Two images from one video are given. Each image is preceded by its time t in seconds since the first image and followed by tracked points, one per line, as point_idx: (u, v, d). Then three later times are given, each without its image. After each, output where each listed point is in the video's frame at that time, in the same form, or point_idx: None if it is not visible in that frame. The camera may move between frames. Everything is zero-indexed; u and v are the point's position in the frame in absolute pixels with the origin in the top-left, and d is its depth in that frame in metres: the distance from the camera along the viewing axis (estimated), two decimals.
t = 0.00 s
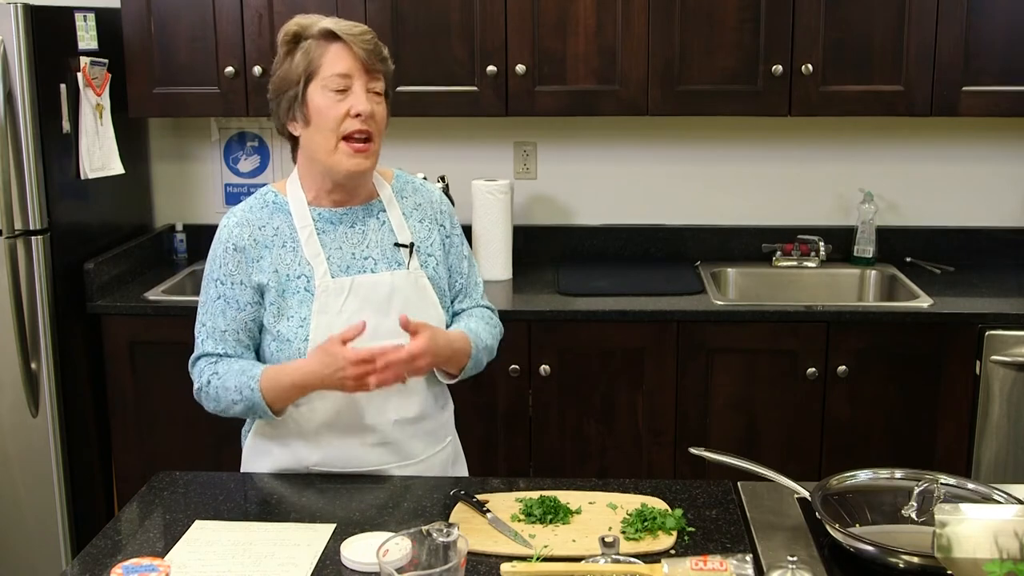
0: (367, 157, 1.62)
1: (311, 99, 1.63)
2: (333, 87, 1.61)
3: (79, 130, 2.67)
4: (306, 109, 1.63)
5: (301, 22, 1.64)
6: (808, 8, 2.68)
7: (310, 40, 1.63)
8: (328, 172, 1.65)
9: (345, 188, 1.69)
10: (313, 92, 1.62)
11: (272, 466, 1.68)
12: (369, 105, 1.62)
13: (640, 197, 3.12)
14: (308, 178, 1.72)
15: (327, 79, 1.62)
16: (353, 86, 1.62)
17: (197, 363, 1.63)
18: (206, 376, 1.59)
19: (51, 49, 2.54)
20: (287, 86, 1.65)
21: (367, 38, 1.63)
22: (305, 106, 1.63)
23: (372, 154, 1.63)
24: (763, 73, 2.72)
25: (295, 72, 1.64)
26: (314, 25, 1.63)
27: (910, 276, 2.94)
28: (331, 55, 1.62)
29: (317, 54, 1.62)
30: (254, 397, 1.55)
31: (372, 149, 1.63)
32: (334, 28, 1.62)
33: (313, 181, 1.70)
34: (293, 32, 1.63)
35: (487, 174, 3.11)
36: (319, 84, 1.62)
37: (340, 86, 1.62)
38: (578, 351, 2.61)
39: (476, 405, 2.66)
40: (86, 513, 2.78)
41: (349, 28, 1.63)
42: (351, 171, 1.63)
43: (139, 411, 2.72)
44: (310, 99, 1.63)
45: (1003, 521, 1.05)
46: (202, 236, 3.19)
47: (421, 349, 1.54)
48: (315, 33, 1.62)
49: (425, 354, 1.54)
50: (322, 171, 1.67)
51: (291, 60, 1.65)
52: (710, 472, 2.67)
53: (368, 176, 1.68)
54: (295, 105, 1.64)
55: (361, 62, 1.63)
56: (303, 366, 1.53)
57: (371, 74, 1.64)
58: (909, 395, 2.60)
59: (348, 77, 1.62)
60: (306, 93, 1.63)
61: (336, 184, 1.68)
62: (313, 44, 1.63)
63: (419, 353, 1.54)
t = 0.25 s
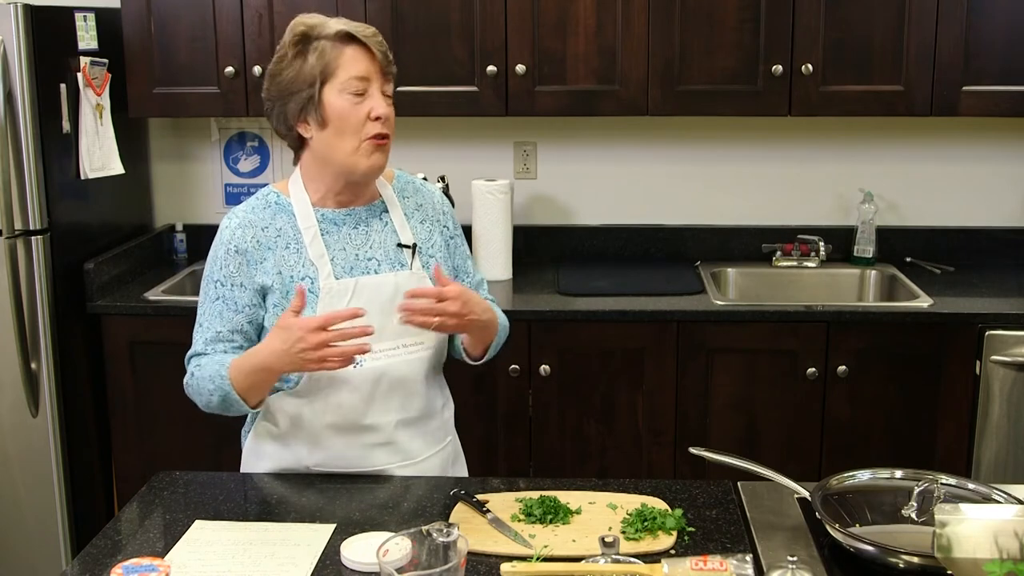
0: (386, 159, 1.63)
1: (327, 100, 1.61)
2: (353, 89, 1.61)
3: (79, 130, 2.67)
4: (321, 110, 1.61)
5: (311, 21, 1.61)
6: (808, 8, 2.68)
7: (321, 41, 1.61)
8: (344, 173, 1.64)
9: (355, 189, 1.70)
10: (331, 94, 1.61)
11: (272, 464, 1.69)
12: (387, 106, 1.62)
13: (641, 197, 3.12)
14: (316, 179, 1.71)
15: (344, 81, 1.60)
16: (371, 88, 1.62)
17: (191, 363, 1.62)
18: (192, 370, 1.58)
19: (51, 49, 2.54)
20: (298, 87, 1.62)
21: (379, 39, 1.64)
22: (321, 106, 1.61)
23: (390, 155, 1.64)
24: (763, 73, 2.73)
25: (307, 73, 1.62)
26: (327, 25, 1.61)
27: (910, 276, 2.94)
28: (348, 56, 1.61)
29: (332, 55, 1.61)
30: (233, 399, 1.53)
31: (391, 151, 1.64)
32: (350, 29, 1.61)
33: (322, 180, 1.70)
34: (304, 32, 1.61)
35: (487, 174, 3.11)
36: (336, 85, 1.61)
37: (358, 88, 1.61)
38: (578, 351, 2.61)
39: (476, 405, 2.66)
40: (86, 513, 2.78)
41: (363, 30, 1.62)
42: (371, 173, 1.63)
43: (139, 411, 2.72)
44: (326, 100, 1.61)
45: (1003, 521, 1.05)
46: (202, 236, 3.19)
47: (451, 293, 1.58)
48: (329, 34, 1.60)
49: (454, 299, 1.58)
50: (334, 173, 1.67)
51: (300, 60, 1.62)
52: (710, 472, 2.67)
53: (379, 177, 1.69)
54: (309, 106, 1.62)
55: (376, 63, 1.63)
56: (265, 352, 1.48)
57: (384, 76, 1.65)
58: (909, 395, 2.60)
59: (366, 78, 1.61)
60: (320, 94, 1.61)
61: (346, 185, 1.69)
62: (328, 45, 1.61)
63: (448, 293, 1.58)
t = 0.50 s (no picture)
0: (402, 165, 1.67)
1: (349, 106, 1.61)
2: (375, 95, 1.62)
3: (79, 130, 2.67)
4: (344, 116, 1.62)
5: (331, 25, 1.60)
6: (808, 8, 2.68)
7: (342, 45, 1.60)
8: (361, 178, 1.66)
9: (365, 192, 1.72)
10: (353, 100, 1.61)
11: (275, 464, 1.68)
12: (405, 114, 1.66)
13: (641, 196, 3.12)
14: (323, 181, 1.71)
15: (368, 88, 1.61)
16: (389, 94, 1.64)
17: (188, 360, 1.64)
18: (187, 375, 1.61)
19: (51, 49, 2.54)
20: (317, 91, 1.61)
21: (394, 44, 1.65)
22: (342, 113, 1.62)
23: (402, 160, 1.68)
24: (763, 73, 2.73)
25: (328, 78, 1.60)
26: (347, 29, 1.60)
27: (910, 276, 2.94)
28: (370, 62, 1.61)
29: (355, 60, 1.60)
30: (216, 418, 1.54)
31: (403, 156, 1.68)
32: (371, 35, 1.61)
33: (332, 183, 1.70)
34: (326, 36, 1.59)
35: (488, 174, 3.11)
36: (359, 91, 1.61)
37: (379, 94, 1.63)
38: (578, 351, 2.61)
39: (476, 405, 2.66)
40: (85, 513, 2.78)
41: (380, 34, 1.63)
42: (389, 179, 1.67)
43: (139, 411, 2.72)
44: (348, 106, 1.61)
45: (1003, 521, 1.05)
46: (202, 236, 3.19)
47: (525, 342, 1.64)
48: (351, 39, 1.60)
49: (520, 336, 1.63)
50: (348, 177, 1.67)
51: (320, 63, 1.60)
52: (710, 472, 2.67)
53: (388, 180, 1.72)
54: (331, 111, 1.62)
55: (394, 69, 1.65)
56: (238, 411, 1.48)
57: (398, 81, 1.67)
58: (909, 395, 2.60)
59: (387, 85, 1.63)
60: (342, 99, 1.61)
61: (357, 188, 1.70)
62: (349, 50, 1.60)
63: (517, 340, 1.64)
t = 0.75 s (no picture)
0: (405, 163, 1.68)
1: (354, 105, 1.61)
2: (379, 94, 1.62)
3: (79, 130, 2.67)
4: (348, 115, 1.62)
5: (334, 24, 1.60)
6: (808, 8, 2.68)
7: (346, 45, 1.60)
8: (364, 176, 1.66)
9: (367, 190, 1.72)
10: (358, 99, 1.61)
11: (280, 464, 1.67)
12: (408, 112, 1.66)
13: (641, 196, 3.12)
14: (326, 180, 1.71)
15: (373, 87, 1.61)
16: (393, 93, 1.64)
17: (189, 358, 1.64)
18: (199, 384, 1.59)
19: (51, 50, 2.54)
20: (321, 90, 1.61)
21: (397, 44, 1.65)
22: (347, 111, 1.62)
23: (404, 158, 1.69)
24: (763, 73, 2.72)
25: (332, 78, 1.60)
26: (352, 29, 1.60)
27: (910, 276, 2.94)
28: (375, 62, 1.61)
29: (361, 59, 1.60)
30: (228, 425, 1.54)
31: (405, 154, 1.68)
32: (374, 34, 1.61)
33: (334, 183, 1.70)
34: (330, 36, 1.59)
35: (488, 174, 3.11)
36: (364, 90, 1.61)
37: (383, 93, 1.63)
38: (578, 351, 2.61)
39: (476, 405, 2.66)
40: (85, 513, 2.78)
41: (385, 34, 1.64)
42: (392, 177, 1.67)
43: (139, 411, 2.72)
44: (353, 105, 1.62)
45: (1003, 521, 1.05)
46: (202, 236, 3.19)
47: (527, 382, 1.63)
48: (356, 39, 1.60)
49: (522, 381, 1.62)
50: (353, 176, 1.67)
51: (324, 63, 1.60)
52: (710, 472, 2.67)
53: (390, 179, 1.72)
54: (335, 110, 1.61)
55: (398, 68, 1.65)
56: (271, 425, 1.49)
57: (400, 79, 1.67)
58: (909, 395, 2.60)
59: (391, 83, 1.63)
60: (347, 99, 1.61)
61: (360, 187, 1.70)
62: (353, 50, 1.60)
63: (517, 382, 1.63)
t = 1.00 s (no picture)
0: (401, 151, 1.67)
1: (343, 96, 1.62)
2: (368, 83, 1.62)
3: (79, 130, 2.67)
4: (339, 106, 1.62)
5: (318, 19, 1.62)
6: (808, 8, 2.68)
7: (331, 38, 1.62)
8: (362, 168, 1.66)
9: (368, 183, 1.71)
10: (347, 89, 1.62)
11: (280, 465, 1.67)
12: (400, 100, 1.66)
13: (641, 196, 3.12)
14: (325, 177, 1.71)
15: (360, 76, 1.62)
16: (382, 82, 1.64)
17: (205, 366, 1.59)
18: (219, 385, 1.56)
19: (52, 50, 2.54)
20: (311, 84, 1.62)
21: (383, 37, 1.66)
22: (337, 102, 1.62)
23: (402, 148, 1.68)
24: (763, 73, 2.72)
25: (320, 71, 1.61)
26: (336, 23, 1.62)
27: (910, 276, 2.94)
28: (361, 52, 1.62)
29: (346, 51, 1.61)
30: (273, 411, 1.53)
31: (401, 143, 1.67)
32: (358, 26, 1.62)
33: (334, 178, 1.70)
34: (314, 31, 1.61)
35: (488, 174, 3.11)
36: (352, 80, 1.62)
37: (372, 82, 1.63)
38: (578, 351, 2.61)
39: (476, 405, 2.66)
40: (85, 513, 2.78)
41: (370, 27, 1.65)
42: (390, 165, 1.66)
43: (139, 411, 2.72)
44: (343, 96, 1.62)
45: (1003, 521, 1.05)
46: (202, 237, 3.19)
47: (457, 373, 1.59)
48: (339, 31, 1.61)
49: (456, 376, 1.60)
50: (351, 169, 1.67)
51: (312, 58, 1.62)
52: (710, 472, 2.67)
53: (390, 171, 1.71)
54: (326, 102, 1.62)
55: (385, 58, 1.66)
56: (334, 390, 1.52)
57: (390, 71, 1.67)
58: (910, 395, 2.60)
59: (380, 72, 1.64)
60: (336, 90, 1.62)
61: (360, 180, 1.70)
62: (339, 42, 1.62)
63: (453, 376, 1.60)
